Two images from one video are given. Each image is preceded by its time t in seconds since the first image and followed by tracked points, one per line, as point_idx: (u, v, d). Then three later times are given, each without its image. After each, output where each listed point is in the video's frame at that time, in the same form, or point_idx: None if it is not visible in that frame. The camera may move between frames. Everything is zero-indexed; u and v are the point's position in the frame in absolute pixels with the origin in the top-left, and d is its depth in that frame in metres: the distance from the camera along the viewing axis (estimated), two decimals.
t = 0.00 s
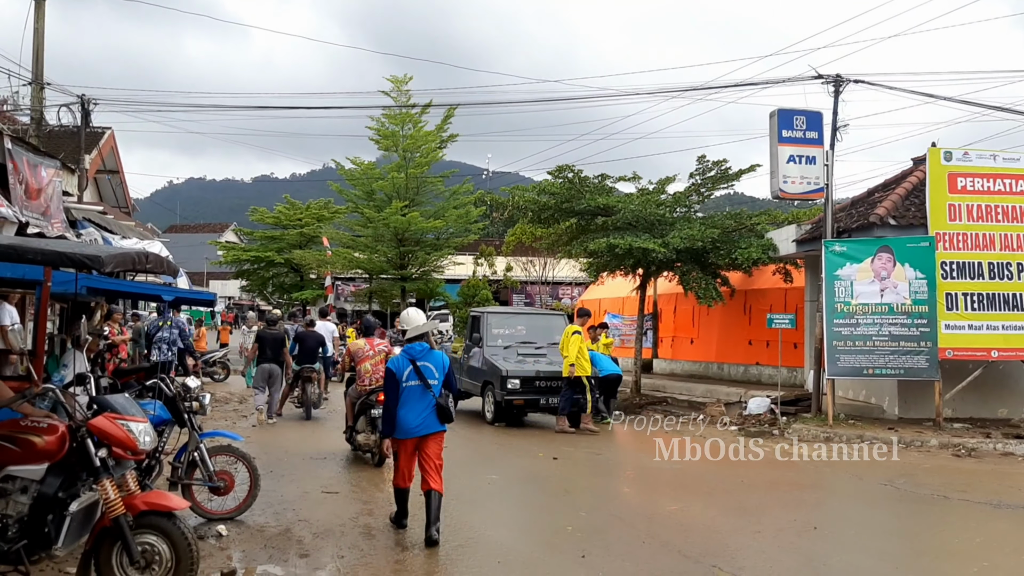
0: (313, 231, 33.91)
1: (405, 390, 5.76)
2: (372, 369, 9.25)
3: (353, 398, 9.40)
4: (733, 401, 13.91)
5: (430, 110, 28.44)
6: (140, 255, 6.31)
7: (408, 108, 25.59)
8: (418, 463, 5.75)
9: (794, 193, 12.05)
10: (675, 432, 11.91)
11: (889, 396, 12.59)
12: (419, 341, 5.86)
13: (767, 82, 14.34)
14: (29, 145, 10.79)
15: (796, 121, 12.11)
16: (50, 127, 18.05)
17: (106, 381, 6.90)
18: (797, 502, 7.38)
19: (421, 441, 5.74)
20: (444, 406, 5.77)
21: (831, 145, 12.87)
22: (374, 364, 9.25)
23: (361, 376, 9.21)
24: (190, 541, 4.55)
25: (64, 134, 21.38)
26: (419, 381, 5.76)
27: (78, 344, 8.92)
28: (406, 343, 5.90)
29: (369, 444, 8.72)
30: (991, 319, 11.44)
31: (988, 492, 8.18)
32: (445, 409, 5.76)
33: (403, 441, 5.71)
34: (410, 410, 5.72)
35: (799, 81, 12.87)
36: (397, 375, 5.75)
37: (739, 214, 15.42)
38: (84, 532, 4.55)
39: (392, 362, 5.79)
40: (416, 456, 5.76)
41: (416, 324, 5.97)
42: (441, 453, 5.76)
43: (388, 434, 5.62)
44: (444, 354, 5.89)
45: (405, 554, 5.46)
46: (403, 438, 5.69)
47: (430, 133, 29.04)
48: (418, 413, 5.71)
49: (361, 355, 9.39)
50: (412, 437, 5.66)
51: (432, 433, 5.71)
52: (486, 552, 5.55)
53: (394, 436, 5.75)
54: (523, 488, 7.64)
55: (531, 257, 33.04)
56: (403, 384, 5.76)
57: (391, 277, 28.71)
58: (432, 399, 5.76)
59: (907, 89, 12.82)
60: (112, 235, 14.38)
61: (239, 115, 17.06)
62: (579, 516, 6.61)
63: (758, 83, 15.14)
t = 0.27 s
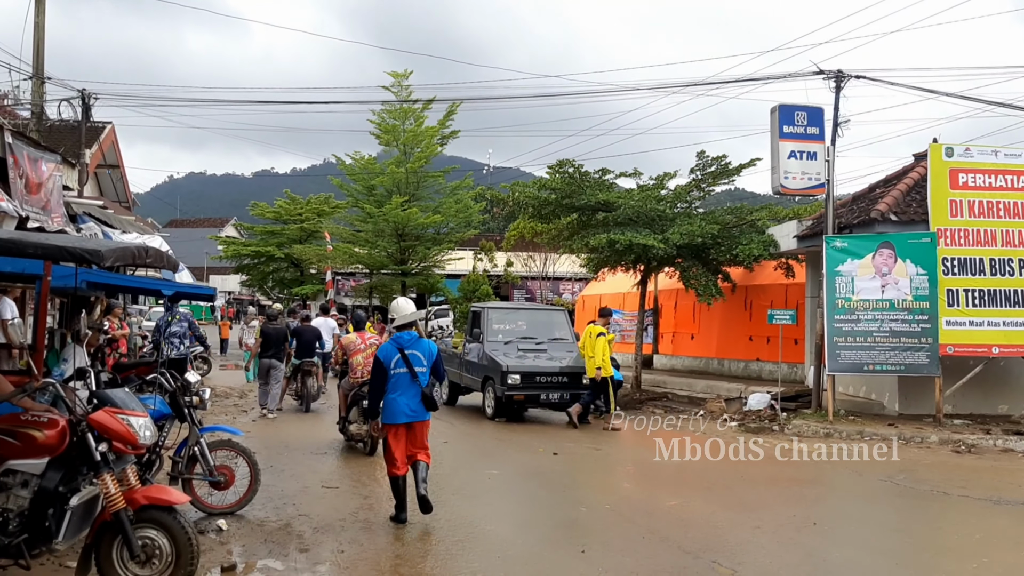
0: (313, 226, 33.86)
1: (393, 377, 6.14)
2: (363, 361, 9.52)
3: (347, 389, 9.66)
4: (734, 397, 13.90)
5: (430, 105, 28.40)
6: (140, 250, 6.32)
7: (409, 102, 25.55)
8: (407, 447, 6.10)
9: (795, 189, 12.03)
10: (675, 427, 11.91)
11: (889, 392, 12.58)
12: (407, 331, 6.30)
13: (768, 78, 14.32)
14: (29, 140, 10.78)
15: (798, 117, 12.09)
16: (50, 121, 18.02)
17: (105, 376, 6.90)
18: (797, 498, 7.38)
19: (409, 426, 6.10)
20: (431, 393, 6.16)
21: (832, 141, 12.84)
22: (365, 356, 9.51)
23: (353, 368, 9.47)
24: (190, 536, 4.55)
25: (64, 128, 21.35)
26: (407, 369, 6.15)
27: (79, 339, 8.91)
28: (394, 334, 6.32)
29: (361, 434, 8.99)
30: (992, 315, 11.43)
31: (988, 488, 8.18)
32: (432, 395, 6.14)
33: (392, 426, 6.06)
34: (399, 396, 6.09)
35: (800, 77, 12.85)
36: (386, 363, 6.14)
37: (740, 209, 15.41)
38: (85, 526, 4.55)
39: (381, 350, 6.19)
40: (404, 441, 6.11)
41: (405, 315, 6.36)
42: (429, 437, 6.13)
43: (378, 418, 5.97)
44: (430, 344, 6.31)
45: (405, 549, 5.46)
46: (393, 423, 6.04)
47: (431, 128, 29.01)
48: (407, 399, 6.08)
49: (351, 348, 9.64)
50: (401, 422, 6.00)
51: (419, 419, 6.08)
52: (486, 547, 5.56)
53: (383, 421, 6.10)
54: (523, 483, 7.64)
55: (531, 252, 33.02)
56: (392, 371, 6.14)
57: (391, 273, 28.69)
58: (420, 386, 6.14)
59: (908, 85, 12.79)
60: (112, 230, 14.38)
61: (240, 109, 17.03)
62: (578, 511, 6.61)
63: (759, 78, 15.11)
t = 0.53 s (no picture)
0: (312, 222, 33.83)
1: (384, 374, 6.30)
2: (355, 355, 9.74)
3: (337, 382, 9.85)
4: (733, 393, 13.92)
5: (430, 100, 28.37)
6: (139, 245, 6.31)
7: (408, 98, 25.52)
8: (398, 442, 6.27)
9: (794, 185, 12.03)
10: (674, 423, 11.93)
11: (888, 388, 12.61)
12: (400, 329, 6.42)
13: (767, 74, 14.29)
14: (28, 134, 10.75)
15: (797, 113, 12.07)
16: (49, 116, 17.99)
17: (104, 370, 6.91)
18: (796, 494, 7.39)
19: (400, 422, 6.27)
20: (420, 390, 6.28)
21: (831, 138, 12.83)
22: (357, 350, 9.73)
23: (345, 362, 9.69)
24: (189, 530, 4.55)
25: (63, 123, 21.31)
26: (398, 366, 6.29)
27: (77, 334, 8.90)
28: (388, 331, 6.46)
29: (352, 425, 9.23)
30: (991, 312, 11.43)
31: (986, 484, 8.19)
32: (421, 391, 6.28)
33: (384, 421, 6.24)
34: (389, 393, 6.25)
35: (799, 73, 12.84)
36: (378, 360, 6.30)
37: (739, 205, 15.50)
38: (84, 520, 4.55)
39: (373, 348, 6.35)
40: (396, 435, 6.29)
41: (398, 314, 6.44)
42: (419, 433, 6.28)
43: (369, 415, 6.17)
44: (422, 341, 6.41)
45: (404, 544, 5.47)
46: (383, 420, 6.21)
47: (430, 123, 29.00)
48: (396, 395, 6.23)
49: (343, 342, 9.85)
50: (389, 419, 6.18)
51: (408, 416, 6.24)
52: (484, 543, 5.57)
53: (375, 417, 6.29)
54: (522, 478, 7.65)
55: (530, 248, 33.00)
56: (383, 368, 6.30)
57: (390, 268, 28.67)
58: (410, 383, 6.28)
59: (907, 81, 12.79)
60: (111, 225, 14.37)
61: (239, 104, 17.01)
62: (577, 506, 6.62)
63: (759, 74, 15.09)
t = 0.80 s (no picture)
0: (311, 217, 33.79)
1: (380, 363, 6.67)
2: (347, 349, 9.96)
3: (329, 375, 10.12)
4: (732, 389, 13.92)
5: (429, 96, 28.35)
6: (137, 241, 6.30)
7: (408, 94, 25.50)
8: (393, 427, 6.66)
9: (793, 181, 12.01)
10: (673, 419, 11.94)
11: (887, 385, 12.48)
12: (396, 320, 6.76)
13: (767, 70, 14.27)
14: (26, 129, 10.73)
15: (797, 109, 12.05)
16: (48, 111, 17.95)
17: (103, 365, 6.91)
18: (794, 489, 7.40)
19: (395, 408, 6.64)
20: (413, 378, 6.63)
21: (830, 134, 12.82)
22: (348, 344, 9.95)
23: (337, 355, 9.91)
24: (187, 526, 4.55)
25: (61, 118, 21.29)
26: (393, 356, 6.64)
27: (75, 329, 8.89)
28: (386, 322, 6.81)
29: (345, 417, 9.58)
30: (990, 308, 11.43)
31: (985, 480, 8.20)
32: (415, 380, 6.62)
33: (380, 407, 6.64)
34: (384, 381, 6.62)
35: (799, 69, 12.82)
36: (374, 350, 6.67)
37: (739, 201, 15.56)
38: (83, 515, 4.55)
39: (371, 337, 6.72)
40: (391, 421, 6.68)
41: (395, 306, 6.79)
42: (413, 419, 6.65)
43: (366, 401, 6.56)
44: (416, 332, 6.73)
45: (402, 540, 5.47)
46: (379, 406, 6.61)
47: (430, 119, 28.98)
48: (391, 383, 6.61)
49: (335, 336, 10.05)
50: (384, 405, 6.58)
51: (402, 402, 6.60)
52: (484, 538, 5.57)
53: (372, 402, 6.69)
54: (520, 474, 7.66)
55: (530, 244, 32.97)
56: (379, 357, 6.67)
57: (390, 263, 28.64)
58: (404, 372, 6.63)
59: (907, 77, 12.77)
60: (110, 220, 14.35)
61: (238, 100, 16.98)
62: (576, 502, 6.62)
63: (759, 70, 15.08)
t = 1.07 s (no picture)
0: (311, 213, 33.77)
1: (373, 359, 6.85)
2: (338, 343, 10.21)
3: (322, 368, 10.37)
4: (731, 385, 13.93)
5: (429, 92, 28.32)
6: (136, 237, 6.30)
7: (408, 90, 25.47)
8: (387, 423, 6.79)
9: (793, 178, 12.01)
10: (672, 416, 11.96)
11: (886, 381, 12.53)
12: (387, 319, 7.01)
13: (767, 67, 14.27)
14: (25, 125, 10.73)
15: (796, 106, 12.05)
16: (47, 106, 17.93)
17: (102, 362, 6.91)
18: (793, 486, 7.41)
19: (388, 404, 6.78)
20: (406, 373, 6.79)
21: (830, 130, 12.82)
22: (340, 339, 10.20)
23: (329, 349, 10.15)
24: (186, 521, 4.56)
25: (61, 114, 21.28)
26: (385, 352, 6.83)
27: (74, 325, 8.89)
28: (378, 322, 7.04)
29: (336, 408, 9.81)
30: (989, 306, 11.44)
31: (983, 477, 8.22)
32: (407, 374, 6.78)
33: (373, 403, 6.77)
34: (377, 377, 6.78)
35: (799, 66, 12.81)
36: (367, 347, 6.85)
37: (738, 197, 15.57)
38: (82, 511, 4.55)
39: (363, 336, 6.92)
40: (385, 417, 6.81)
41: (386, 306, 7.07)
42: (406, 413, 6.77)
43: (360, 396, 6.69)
44: (407, 329, 6.95)
45: (401, 536, 5.47)
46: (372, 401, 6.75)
47: (429, 115, 28.95)
48: (384, 378, 6.76)
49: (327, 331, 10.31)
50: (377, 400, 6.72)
51: (396, 397, 6.75)
52: (483, 534, 5.58)
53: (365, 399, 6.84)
54: (519, 470, 7.68)
55: (529, 240, 32.97)
56: (372, 354, 6.85)
57: (389, 259, 28.63)
58: (397, 367, 6.80)
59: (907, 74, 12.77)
60: (109, 216, 14.35)
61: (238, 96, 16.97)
62: (575, 498, 6.63)
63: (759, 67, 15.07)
